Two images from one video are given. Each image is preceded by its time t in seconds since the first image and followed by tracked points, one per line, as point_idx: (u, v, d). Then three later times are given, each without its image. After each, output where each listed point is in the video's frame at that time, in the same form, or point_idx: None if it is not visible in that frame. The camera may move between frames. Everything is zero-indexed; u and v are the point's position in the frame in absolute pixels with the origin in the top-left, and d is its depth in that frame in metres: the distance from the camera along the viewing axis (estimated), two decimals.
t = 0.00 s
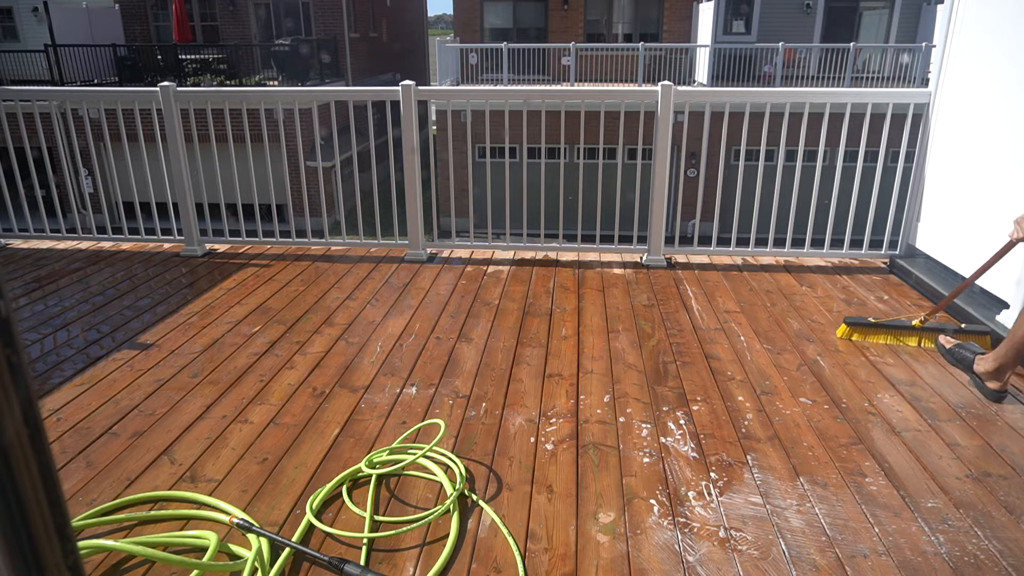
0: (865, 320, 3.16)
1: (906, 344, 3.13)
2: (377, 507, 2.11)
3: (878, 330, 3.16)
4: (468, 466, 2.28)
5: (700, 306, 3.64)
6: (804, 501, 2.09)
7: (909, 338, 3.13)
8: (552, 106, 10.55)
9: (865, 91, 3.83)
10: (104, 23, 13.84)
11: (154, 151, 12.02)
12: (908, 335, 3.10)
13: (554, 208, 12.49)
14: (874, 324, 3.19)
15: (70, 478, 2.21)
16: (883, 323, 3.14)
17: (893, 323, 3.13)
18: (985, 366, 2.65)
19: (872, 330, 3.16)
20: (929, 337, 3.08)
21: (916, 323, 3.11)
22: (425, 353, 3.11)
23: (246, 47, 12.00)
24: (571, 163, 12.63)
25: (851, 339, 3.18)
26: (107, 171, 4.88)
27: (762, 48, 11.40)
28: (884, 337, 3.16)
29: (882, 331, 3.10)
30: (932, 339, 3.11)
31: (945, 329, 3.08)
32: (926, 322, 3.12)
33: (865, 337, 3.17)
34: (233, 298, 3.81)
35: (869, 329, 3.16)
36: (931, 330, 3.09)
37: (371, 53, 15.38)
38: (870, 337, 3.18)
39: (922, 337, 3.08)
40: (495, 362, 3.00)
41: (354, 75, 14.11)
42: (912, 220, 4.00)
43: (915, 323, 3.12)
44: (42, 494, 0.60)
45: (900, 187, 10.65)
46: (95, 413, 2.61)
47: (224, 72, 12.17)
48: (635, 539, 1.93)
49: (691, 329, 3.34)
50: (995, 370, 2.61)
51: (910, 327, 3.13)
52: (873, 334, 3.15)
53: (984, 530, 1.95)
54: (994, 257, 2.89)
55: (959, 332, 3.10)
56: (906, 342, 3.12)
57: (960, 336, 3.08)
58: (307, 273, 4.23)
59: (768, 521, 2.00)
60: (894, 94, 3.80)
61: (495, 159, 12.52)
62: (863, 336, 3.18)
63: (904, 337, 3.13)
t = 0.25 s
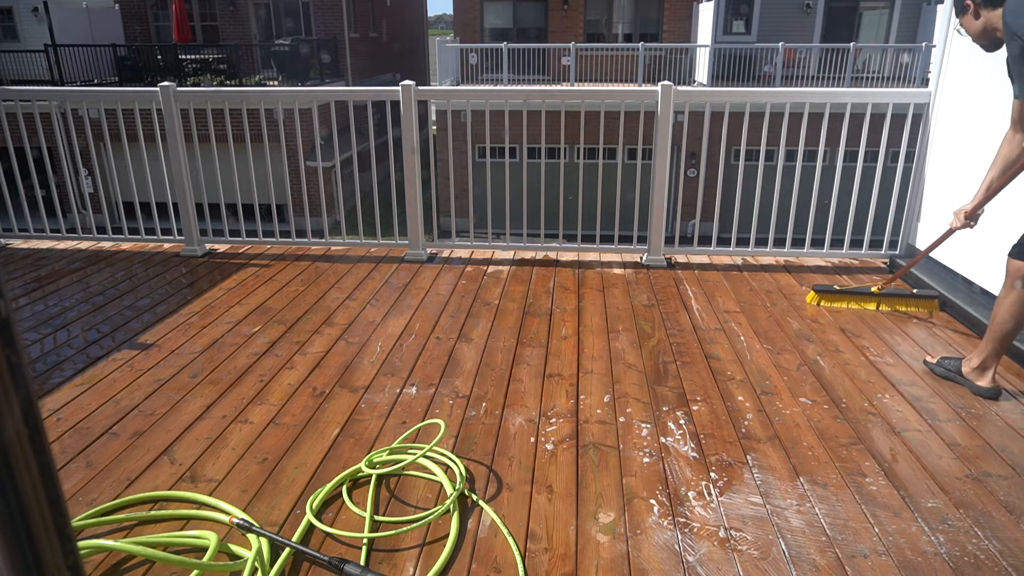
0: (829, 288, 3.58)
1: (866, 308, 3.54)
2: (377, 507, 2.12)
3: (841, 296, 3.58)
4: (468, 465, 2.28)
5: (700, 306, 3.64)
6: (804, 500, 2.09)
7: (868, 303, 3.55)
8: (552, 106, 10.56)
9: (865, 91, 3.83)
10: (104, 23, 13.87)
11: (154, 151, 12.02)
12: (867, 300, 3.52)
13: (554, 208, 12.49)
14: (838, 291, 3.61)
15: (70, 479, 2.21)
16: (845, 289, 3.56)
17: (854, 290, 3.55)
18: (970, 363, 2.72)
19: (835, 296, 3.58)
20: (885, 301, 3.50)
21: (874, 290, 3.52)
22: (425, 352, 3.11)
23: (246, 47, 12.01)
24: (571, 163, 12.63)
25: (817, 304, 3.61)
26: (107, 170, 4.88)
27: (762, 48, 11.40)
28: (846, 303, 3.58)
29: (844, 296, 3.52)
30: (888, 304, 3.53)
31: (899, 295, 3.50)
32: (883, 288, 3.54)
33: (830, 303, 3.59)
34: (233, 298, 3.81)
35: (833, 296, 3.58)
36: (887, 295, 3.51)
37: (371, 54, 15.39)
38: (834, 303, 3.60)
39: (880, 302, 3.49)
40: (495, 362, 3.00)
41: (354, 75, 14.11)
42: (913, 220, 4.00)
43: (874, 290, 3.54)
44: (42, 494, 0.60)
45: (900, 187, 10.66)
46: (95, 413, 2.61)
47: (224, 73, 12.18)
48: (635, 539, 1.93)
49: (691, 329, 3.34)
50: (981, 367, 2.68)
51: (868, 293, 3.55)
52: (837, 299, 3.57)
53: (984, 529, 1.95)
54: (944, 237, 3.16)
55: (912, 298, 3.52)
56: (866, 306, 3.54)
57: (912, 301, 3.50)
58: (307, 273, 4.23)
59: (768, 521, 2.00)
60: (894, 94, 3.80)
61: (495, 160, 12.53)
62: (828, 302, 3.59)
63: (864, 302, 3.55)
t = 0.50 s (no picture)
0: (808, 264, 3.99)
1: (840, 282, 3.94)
2: (377, 507, 2.11)
3: (818, 271, 3.98)
4: (468, 465, 2.28)
5: (700, 306, 3.64)
6: (804, 501, 2.09)
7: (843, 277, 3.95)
8: (552, 106, 10.56)
9: (866, 91, 3.83)
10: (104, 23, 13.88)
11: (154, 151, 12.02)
12: (842, 274, 3.92)
13: (554, 208, 12.49)
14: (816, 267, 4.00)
15: (70, 479, 2.21)
16: (822, 265, 3.96)
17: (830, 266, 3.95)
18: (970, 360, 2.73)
19: (814, 272, 3.97)
20: (857, 276, 3.91)
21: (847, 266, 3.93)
22: (425, 352, 3.11)
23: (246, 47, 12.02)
24: (570, 163, 12.63)
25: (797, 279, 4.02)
26: (107, 170, 4.88)
27: (762, 48, 11.39)
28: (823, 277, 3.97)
29: (821, 272, 3.91)
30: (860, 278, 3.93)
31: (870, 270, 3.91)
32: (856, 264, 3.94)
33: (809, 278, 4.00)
34: (233, 298, 3.81)
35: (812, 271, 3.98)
36: (859, 270, 3.92)
37: (371, 54, 15.38)
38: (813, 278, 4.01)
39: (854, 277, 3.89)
40: (495, 362, 3.00)
41: (354, 75, 14.11)
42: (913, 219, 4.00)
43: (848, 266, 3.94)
44: (42, 493, 0.60)
45: (900, 187, 10.66)
46: (95, 413, 2.61)
47: (224, 73, 12.19)
48: (635, 539, 1.93)
49: (691, 329, 3.34)
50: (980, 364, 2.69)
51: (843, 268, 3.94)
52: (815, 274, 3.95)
53: (984, 529, 1.95)
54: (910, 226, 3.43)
55: (881, 272, 3.93)
56: (840, 280, 3.94)
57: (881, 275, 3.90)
58: (307, 273, 4.23)
59: (768, 521, 2.00)
60: (894, 94, 3.80)
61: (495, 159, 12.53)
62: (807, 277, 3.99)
63: (839, 277, 3.95)
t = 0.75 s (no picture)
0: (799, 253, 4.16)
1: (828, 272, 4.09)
2: (377, 507, 2.11)
3: (808, 260, 4.14)
4: (468, 465, 2.28)
5: (700, 306, 3.64)
6: (804, 501, 2.09)
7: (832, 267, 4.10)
8: (552, 106, 10.56)
9: (866, 91, 3.83)
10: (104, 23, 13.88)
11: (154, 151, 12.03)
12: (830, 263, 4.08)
13: (554, 208, 12.50)
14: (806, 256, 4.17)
15: (70, 479, 2.21)
16: (812, 254, 4.12)
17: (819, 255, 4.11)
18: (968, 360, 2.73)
19: (803, 260, 4.14)
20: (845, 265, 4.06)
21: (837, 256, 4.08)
22: (425, 353, 3.11)
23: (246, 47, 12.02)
24: (570, 163, 12.63)
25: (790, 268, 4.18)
26: (107, 170, 4.88)
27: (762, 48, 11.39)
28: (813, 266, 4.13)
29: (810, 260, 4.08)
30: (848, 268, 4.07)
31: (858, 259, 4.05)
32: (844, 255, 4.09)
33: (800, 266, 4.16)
34: (233, 298, 3.81)
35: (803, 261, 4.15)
36: (847, 260, 4.06)
37: (371, 54, 15.38)
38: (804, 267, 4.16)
39: (841, 266, 4.04)
40: (495, 362, 3.00)
41: (354, 75, 14.11)
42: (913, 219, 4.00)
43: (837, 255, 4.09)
44: (41, 493, 0.60)
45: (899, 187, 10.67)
46: (95, 413, 2.61)
47: (224, 73, 12.19)
48: (635, 539, 1.93)
49: (691, 329, 3.34)
50: (977, 363, 2.70)
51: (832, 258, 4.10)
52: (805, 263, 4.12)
53: (983, 529, 1.95)
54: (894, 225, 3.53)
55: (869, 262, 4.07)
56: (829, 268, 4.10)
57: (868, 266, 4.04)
58: (307, 273, 4.23)
59: (768, 521, 2.00)
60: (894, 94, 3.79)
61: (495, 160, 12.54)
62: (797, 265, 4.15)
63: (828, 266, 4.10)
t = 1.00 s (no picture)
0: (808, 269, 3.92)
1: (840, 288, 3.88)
2: (377, 507, 2.11)
3: (819, 276, 3.92)
4: (468, 465, 2.28)
5: (700, 306, 3.64)
6: (804, 501, 2.08)
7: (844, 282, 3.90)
8: (552, 105, 10.56)
9: (866, 91, 3.83)
10: (104, 23, 13.88)
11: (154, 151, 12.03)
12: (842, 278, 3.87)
13: (554, 208, 12.50)
14: (817, 272, 3.95)
15: (70, 479, 2.21)
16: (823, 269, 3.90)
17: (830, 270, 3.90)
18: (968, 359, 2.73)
19: (814, 276, 3.91)
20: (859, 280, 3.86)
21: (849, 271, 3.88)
22: (425, 353, 3.11)
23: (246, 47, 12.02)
24: (570, 163, 12.64)
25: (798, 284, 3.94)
26: (107, 170, 4.88)
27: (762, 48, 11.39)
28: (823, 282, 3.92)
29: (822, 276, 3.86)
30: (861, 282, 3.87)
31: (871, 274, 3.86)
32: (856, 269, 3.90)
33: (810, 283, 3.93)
34: (233, 298, 3.81)
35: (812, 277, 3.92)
36: (860, 274, 3.87)
37: (371, 54, 15.38)
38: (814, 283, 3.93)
39: (854, 281, 3.84)
40: (495, 362, 3.00)
41: (354, 75, 14.11)
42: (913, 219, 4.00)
43: (849, 270, 3.88)
44: (41, 493, 0.60)
45: (899, 186, 10.67)
46: (95, 413, 2.61)
47: (224, 73, 12.19)
48: (635, 539, 1.93)
49: (691, 329, 3.34)
50: (977, 363, 2.69)
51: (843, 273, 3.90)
52: (816, 279, 3.89)
53: (984, 530, 1.95)
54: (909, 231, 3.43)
55: (883, 277, 3.87)
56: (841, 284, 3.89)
57: (883, 280, 3.85)
58: (307, 273, 4.23)
59: (768, 521, 2.00)
60: (894, 94, 3.79)
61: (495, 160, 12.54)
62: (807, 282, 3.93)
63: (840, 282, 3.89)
